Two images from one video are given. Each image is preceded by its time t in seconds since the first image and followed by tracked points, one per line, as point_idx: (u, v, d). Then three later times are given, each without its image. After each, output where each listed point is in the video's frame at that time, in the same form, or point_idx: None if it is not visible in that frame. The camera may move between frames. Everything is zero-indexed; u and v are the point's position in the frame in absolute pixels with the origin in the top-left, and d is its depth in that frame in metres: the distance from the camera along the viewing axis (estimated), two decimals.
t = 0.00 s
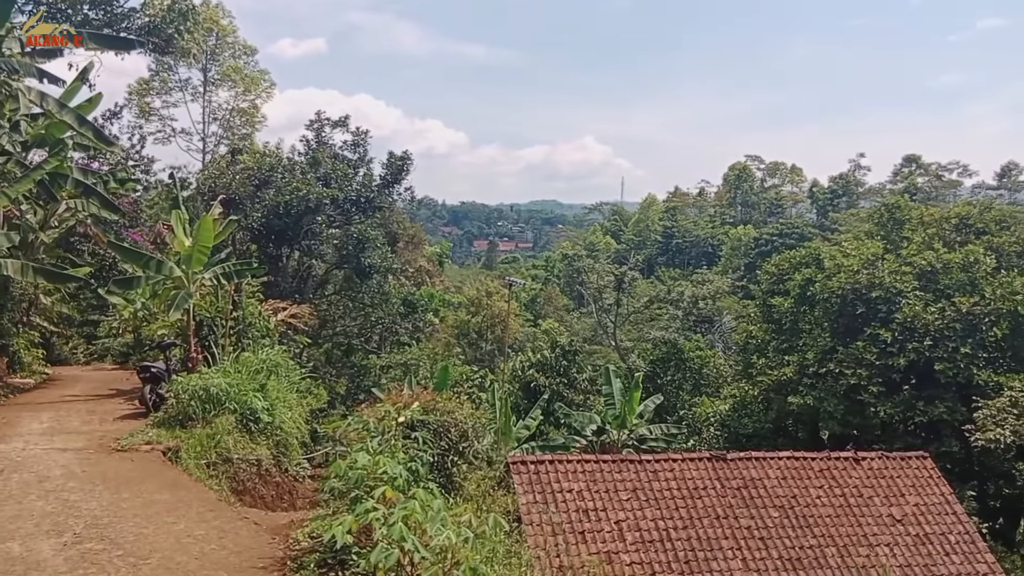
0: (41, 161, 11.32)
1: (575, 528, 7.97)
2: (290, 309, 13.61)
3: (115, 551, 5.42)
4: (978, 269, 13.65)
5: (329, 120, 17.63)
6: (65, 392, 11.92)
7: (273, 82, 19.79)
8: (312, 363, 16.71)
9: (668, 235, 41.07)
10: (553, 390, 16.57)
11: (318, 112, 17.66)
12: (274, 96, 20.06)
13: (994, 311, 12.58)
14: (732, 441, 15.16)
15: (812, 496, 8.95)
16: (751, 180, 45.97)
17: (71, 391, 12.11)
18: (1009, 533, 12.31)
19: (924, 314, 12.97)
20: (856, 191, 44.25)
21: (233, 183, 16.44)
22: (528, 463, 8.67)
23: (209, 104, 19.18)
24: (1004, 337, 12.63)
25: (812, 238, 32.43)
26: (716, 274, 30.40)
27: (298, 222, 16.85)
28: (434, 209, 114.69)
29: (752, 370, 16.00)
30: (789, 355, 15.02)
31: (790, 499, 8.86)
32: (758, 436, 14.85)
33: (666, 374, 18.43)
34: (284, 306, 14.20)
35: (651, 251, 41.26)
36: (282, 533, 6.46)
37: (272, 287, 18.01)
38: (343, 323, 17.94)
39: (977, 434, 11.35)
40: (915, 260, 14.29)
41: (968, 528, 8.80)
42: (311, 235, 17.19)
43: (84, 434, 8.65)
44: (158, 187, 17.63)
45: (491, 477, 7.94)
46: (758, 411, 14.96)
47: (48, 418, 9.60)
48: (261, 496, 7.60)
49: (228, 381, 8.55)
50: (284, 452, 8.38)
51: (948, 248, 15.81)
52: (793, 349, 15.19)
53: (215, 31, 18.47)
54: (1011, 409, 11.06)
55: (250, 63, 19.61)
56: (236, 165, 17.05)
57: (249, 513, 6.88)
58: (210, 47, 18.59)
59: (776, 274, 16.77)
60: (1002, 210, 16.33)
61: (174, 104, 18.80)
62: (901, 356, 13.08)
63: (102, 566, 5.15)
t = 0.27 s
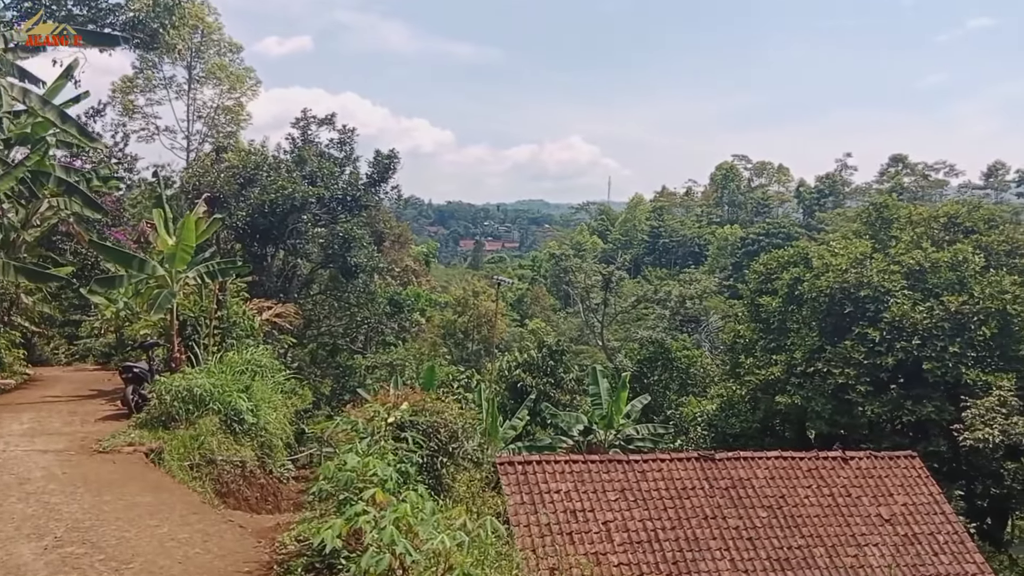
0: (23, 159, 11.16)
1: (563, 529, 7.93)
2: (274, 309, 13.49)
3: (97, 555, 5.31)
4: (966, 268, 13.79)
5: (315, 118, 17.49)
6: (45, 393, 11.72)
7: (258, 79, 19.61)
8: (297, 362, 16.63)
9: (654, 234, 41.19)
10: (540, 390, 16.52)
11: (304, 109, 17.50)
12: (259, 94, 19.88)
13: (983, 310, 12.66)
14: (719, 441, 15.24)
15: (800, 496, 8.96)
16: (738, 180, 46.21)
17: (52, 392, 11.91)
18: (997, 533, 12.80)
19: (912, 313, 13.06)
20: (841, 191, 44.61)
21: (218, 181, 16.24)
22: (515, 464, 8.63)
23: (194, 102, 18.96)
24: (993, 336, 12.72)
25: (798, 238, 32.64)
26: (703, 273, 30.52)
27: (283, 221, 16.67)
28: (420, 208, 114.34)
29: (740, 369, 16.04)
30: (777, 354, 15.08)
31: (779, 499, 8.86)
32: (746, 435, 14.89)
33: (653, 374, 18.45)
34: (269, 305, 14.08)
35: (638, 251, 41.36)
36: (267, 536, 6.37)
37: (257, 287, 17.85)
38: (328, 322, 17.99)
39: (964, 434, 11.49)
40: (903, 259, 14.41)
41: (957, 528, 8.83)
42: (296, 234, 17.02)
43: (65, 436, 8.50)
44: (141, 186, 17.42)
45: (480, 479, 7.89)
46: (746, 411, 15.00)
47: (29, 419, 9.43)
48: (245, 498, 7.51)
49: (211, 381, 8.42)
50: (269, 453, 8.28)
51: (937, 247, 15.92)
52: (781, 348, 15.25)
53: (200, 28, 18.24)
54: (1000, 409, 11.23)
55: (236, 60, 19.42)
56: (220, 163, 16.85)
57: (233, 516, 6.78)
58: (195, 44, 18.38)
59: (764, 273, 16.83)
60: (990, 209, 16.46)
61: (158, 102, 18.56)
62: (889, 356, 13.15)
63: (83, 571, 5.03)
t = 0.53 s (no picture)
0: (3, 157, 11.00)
1: (550, 529, 7.88)
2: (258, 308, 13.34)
3: (77, 560, 5.19)
4: (954, 267, 13.94)
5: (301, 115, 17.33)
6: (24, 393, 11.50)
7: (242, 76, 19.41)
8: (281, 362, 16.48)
9: (641, 234, 41.29)
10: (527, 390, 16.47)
11: (289, 107, 17.33)
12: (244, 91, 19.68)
13: (971, 310, 12.79)
14: (706, 441, 15.28)
15: (787, 496, 8.97)
16: (724, 179, 46.43)
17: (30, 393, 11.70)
18: (984, 533, 13.02)
19: (900, 312, 13.17)
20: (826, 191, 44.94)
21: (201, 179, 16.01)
22: (502, 464, 8.57)
23: (177, 100, 18.73)
24: (980, 336, 12.84)
25: (784, 237, 32.84)
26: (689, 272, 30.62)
27: (267, 220, 16.47)
28: (405, 207, 113.92)
29: (728, 368, 16.10)
30: (764, 354, 15.14)
31: (766, 499, 8.87)
32: (733, 435, 14.93)
33: (640, 373, 18.47)
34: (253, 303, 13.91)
35: (624, 250, 41.44)
36: (251, 540, 6.26)
37: (241, 286, 17.67)
38: (313, 321, 17.64)
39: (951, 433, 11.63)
40: (891, 259, 14.53)
41: (944, 527, 8.87)
42: (280, 233, 16.84)
43: (45, 437, 8.34)
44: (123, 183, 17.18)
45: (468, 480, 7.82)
46: (733, 410, 15.04)
47: (7, 421, 9.24)
48: (228, 500, 7.41)
49: (194, 381, 8.29)
50: (251, 454, 8.18)
51: (924, 246, 16.05)
52: (768, 348, 15.31)
53: (184, 24, 17.99)
54: (987, 409, 11.34)
55: (220, 57, 19.20)
56: (204, 161, 16.62)
57: (214, 519, 6.67)
58: (179, 41, 18.15)
59: (752, 273, 16.90)
60: (976, 209, 16.61)
61: (141, 99, 18.31)
62: (876, 355, 13.23)
63: None
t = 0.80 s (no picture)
0: None
1: (543, 530, 7.83)
2: (247, 307, 13.19)
3: (61, 565, 5.10)
4: (946, 267, 13.96)
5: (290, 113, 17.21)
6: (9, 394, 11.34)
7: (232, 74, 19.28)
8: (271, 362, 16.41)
9: (633, 233, 41.34)
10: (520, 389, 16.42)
11: (279, 104, 17.22)
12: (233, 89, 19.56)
13: (963, 310, 12.82)
14: (699, 440, 15.28)
15: (781, 496, 8.95)
16: (716, 179, 46.52)
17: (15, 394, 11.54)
18: (977, 533, 13.08)
19: (892, 312, 13.19)
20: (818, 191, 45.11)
21: (190, 177, 15.85)
22: (494, 465, 8.52)
23: (166, 97, 18.57)
24: (972, 335, 12.86)
25: (776, 237, 32.94)
26: (682, 271, 30.66)
27: (256, 218, 16.29)
28: (396, 206, 113.70)
29: (721, 368, 16.10)
30: (757, 353, 15.15)
31: (760, 499, 8.85)
32: (726, 434, 14.93)
33: (633, 372, 18.46)
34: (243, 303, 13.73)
35: (616, 249, 41.48)
36: (240, 544, 6.17)
37: (230, 285, 17.53)
38: (303, 321, 17.65)
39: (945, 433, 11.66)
40: (883, 258, 14.56)
41: (938, 527, 8.88)
42: (270, 231, 16.68)
43: (30, 438, 8.22)
44: (111, 182, 17.01)
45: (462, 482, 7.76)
46: (726, 410, 15.04)
47: None
48: (217, 502, 7.34)
49: (182, 381, 8.19)
50: (241, 455, 8.11)
51: (917, 246, 16.10)
52: (761, 347, 15.33)
53: (173, 21, 17.85)
54: (980, 409, 11.35)
55: (209, 54, 19.07)
56: (192, 159, 16.46)
57: (202, 522, 6.58)
58: (167, 38, 18.01)
59: (745, 272, 16.93)
60: (968, 209, 16.66)
61: (129, 96, 18.15)
62: (869, 354, 13.24)
63: None
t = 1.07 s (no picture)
0: None
1: (542, 532, 7.76)
2: (243, 307, 13.09)
3: (49, 570, 5.04)
4: (944, 266, 13.90)
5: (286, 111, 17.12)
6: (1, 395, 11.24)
7: (226, 72, 19.19)
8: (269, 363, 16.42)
9: (631, 232, 41.28)
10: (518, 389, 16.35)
11: (275, 103, 17.13)
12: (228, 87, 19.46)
13: (961, 309, 12.75)
14: (698, 441, 15.20)
15: (781, 496, 8.89)
16: (714, 178, 46.45)
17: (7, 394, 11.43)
18: (976, 533, 13.04)
19: (891, 312, 13.12)
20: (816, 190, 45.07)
21: (184, 176, 15.73)
22: (493, 466, 8.44)
23: (160, 95, 18.48)
24: (970, 335, 12.80)
25: (775, 236, 32.88)
26: (680, 270, 30.60)
27: (252, 217, 16.15)
28: (394, 206, 113.57)
29: (720, 367, 16.04)
30: (756, 353, 15.09)
31: (760, 500, 8.78)
32: (725, 434, 14.87)
33: (631, 372, 18.40)
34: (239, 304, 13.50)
35: (614, 249, 41.38)
36: (233, 548, 6.07)
37: (227, 285, 17.43)
38: (300, 321, 17.57)
39: (944, 433, 11.60)
40: (882, 258, 14.50)
41: (938, 528, 8.82)
42: (266, 231, 16.52)
43: (22, 440, 8.14)
44: (105, 180, 16.90)
45: (460, 484, 7.69)
46: (725, 409, 14.98)
47: None
48: (213, 503, 7.28)
49: (175, 381, 8.12)
50: (237, 457, 8.05)
51: (915, 245, 16.05)
52: (760, 347, 15.28)
53: (166, 18, 17.76)
54: (979, 409, 11.29)
55: (202, 52, 18.97)
56: (186, 157, 16.35)
57: (195, 524, 6.50)
58: (160, 35, 17.91)
59: (743, 271, 16.87)
60: (967, 207, 16.61)
61: (122, 94, 18.04)
62: (868, 354, 13.18)
63: None
